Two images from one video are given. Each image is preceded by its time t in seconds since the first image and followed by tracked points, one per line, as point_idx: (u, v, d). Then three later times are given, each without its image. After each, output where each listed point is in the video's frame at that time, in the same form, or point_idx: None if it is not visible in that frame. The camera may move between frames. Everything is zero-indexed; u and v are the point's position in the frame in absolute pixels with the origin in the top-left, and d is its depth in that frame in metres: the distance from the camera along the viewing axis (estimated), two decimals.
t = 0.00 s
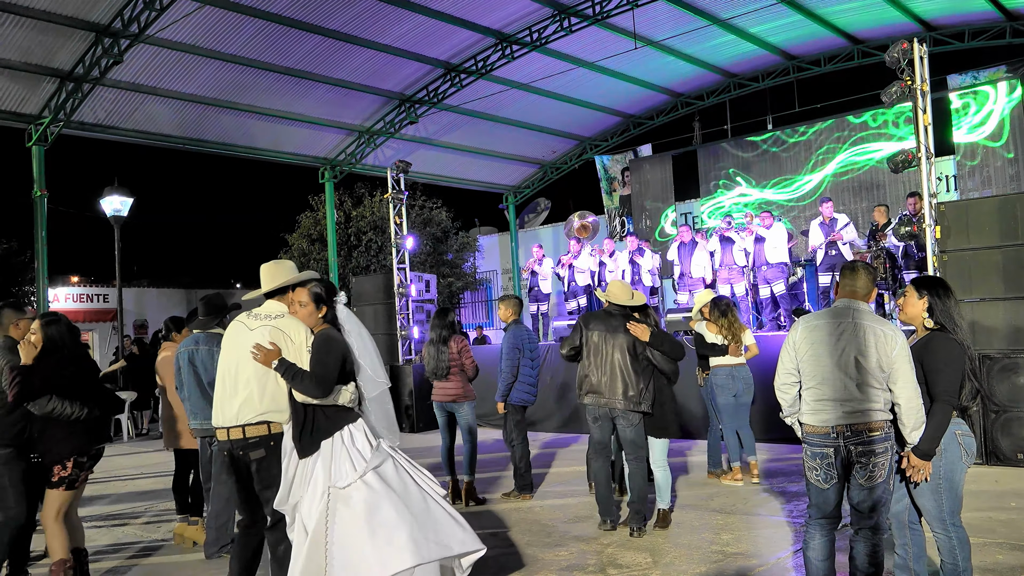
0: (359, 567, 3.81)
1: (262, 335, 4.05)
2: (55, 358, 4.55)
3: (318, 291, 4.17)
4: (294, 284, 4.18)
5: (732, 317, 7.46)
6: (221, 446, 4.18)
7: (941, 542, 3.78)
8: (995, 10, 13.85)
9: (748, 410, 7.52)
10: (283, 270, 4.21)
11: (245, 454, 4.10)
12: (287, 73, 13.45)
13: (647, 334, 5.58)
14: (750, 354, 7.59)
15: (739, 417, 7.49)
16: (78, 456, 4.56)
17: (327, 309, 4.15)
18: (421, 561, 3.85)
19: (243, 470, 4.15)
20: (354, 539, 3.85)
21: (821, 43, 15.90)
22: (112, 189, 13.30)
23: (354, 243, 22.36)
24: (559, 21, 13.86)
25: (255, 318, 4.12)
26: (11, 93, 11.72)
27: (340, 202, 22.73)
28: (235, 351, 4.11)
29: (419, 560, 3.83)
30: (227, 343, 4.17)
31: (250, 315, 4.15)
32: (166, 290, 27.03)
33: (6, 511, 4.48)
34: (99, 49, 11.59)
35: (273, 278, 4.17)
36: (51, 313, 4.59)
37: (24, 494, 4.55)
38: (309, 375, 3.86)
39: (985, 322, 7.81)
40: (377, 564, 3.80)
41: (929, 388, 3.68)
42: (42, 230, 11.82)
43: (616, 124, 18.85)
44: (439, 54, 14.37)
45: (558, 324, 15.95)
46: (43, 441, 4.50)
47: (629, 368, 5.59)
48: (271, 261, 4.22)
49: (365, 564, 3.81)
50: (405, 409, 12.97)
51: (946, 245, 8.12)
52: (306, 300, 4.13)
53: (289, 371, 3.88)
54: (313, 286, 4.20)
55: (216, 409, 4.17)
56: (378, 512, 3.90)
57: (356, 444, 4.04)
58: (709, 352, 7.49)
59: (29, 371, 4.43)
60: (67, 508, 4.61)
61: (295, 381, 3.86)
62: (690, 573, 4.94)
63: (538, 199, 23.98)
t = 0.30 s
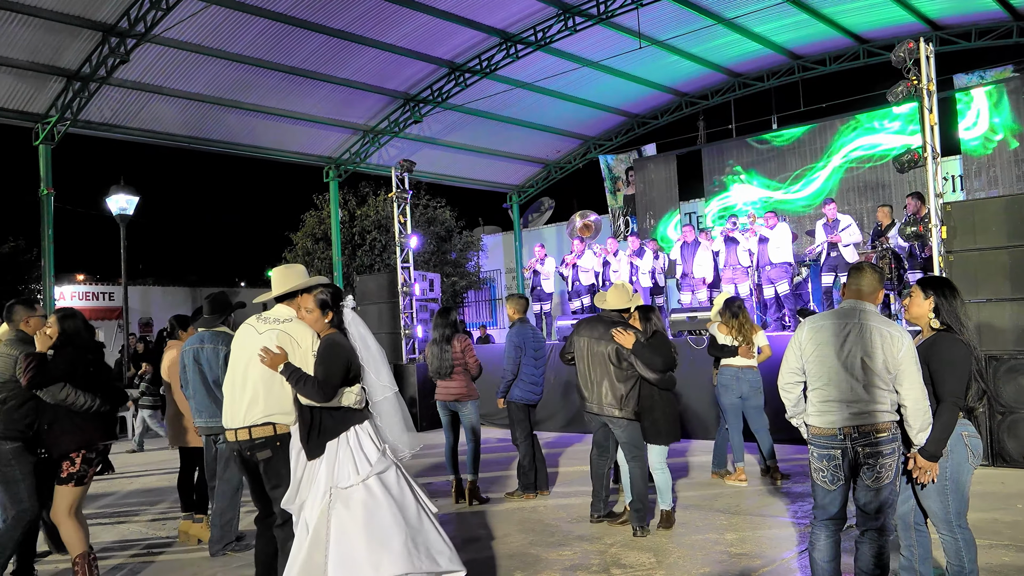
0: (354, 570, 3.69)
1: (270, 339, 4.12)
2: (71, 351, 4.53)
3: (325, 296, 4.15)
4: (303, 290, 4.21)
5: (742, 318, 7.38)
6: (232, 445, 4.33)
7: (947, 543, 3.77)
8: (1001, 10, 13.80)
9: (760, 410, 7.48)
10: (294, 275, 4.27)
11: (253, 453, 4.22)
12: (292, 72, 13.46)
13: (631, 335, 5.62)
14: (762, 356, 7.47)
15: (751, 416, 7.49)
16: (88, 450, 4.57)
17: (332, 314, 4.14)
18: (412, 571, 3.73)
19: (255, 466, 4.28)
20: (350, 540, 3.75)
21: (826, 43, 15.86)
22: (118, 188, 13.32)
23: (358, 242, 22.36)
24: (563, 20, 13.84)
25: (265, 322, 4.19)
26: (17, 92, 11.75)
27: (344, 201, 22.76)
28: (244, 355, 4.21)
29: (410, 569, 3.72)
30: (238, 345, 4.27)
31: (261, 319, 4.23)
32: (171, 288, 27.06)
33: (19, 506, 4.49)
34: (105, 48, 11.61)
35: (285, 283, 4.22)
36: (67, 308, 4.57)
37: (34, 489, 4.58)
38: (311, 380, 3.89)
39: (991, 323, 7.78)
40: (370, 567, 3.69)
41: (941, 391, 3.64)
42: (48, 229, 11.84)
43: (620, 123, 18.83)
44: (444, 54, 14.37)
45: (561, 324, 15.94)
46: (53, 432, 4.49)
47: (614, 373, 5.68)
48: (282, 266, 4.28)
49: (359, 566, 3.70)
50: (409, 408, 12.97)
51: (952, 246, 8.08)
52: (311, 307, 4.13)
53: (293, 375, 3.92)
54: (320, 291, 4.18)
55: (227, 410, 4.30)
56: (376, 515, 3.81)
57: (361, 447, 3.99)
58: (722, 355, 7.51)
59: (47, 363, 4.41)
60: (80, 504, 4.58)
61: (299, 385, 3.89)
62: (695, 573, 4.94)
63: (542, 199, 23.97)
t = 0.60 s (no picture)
0: (350, 560, 3.78)
1: (271, 337, 4.11)
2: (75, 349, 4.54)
3: (325, 295, 4.17)
4: (303, 290, 4.22)
5: (758, 317, 7.39)
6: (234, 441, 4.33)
7: (951, 544, 3.74)
8: (1008, 9, 13.75)
9: (780, 409, 7.48)
10: (292, 275, 4.29)
11: (253, 449, 4.22)
12: (297, 73, 13.48)
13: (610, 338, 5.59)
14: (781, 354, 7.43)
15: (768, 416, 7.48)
16: (88, 449, 4.57)
17: (333, 313, 4.16)
18: (404, 566, 3.86)
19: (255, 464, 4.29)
20: (349, 530, 3.85)
21: (831, 43, 15.83)
22: (123, 188, 13.36)
23: (363, 242, 22.39)
24: (567, 20, 13.84)
25: (266, 320, 4.18)
26: (23, 93, 11.78)
27: (348, 201, 22.81)
28: (246, 353, 4.21)
29: (403, 563, 3.85)
30: (239, 344, 4.26)
31: (261, 318, 4.22)
32: (176, 288, 27.12)
33: (11, 507, 4.47)
34: (111, 49, 11.64)
35: (284, 283, 4.22)
36: (73, 305, 4.60)
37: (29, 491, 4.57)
38: (313, 371, 3.89)
39: (996, 323, 7.75)
40: (367, 558, 3.79)
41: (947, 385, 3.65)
42: (53, 229, 11.88)
43: (624, 123, 18.82)
44: (448, 54, 14.37)
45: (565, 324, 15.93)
46: (55, 430, 4.49)
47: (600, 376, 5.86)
48: (280, 267, 4.28)
49: (356, 556, 3.79)
50: (413, 407, 12.98)
51: (957, 246, 8.05)
52: (311, 305, 4.14)
53: (294, 368, 3.91)
54: (320, 290, 4.21)
55: (229, 409, 4.32)
56: (375, 509, 3.91)
57: (362, 441, 4.07)
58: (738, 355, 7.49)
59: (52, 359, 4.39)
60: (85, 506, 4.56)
61: (300, 377, 3.88)
62: (698, 573, 4.94)
63: (546, 199, 23.95)
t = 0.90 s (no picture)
0: (353, 561, 3.82)
1: (272, 336, 4.11)
2: (69, 354, 4.57)
3: (324, 295, 4.21)
4: (302, 291, 4.26)
5: (769, 316, 7.34)
6: (233, 440, 4.31)
7: (956, 545, 3.71)
8: (1012, 8, 13.71)
9: (784, 408, 7.49)
10: (291, 277, 4.29)
11: (250, 447, 4.20)
12: (300, 73, 13.49)
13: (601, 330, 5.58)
14: (789, 354, 7.42)
15: (773, 415, 7.49)
16: (84, 453, 4.62)
17: (333, 312, 4.20)
18: (402, 566, 3.94)
19: (253, 464, 4.25)
20: (352, 530, 3.89)
21: (835, 43, 15.80)
22: (126, 188, 13.38)
23: (366, 243, 22.41)
24: (571, 20, 13.84)
25: (267, 320, 4.18)
26: (27, 94, 11.80)
27: (351, 202, 22.85)
28: (249, 352, 4.21)
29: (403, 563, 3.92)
30: (241, 344, 4.26)
31: (263, 319, 4.22)
32: (179, 288, 27.18)
33: (9, 510, 4.40)
34: (114, 49, 11.66)
35: (283, 284, 4.22)
36: (71, 308, 4.64)
37: (29, 491, 4.49)
38: (315, 366, 3.90)
39: (1001, 323, 7.72)
40: (370, 559, 3.84)
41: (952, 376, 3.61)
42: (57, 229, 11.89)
43: (627, 123, 18.80)
44: (451, 54, 14.37)
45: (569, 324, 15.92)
46: (51, 434, 4.52)
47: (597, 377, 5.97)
48: (279, 269, 4.28)
49: (358, 557, 3.83)
50: (416, 407, 12.99)
51: (961, 246, 8.00)
52: (311, 305, 4.18)
53: (297, 365, 3.91)
54: (319, 290, 4.24)
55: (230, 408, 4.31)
56: (378, 510, 3.97)
57: (363, 441, 4.08)
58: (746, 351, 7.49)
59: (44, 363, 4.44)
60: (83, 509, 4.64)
61: (303, 372, 3.89)
62: (702, 573, 4.93)
63: (549, 199, 23.94)
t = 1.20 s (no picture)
0: (354, 568, 3.85)
1: (273, 341, 4.13)
2: (59, 353, 4.42)
3: (325, 299, 4.21)
4: (303, 295, 4.27)
5: (769, 318, 7.40)
6: (234, 444, 4.37)
7: (962, 544, 3.61)
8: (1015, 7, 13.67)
9: (785, 409, 7.45)
10: (293, 280, 4.31)
11: (252, 452, 4.25)
12: (303, 73, 13.51)
13: (602, 330, 5.72)
14: (786, 356, 7.45)
15: (774, 417, 7.45)
16: (76, 457, 4.45)
17: (333, 316, 4.21)
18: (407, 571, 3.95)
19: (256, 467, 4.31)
20: (353, 537, 3.90)
21: (838, 42, 15.77)
22: (130, 188, 13.40)
23: (369, 242, 22.43)
24: (573, 19, 13.84)
25: (268, 325, 4.21)
26: (31, 94, 11.84)
27: (354, 201, 22.88)
28: (250, 357, 4.25)
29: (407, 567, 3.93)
30: (242, 349, 4.30)
31: (263, 324, 4.25)
32: (183, 288, 27.22)
33: (12, 506, 4.42)
34: (118, 49, 11.67)
35: (284, 288, 4.24)
36: (67, 310, 4.51)
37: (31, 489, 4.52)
38: (314, 371, 3.90)
39: (1005, 322, 7.71)
40: (372, 565, 3.87)
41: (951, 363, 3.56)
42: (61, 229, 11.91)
43: (630, 122, 18.79)
44: (454, 54, 14.37)
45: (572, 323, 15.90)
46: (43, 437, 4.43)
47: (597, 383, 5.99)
48: (281, 272, 4.30)
49: (360, 562, 3.86)
50: (419, 407, 13.00)
51: (965, 245, 7.94)
52: (312, 308, 4.18)
53: (295, 370, 3.92)
54: (320, 294, 4.23)
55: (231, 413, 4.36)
56: (379, 516, 3.98)
57: (363, 447, 4.08)
58: (745, 354, 7.48)
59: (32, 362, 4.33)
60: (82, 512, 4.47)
61: (301, 378, 3.89)
62: (705, 573, 4.93)
63: (552, 198, 23.92)
